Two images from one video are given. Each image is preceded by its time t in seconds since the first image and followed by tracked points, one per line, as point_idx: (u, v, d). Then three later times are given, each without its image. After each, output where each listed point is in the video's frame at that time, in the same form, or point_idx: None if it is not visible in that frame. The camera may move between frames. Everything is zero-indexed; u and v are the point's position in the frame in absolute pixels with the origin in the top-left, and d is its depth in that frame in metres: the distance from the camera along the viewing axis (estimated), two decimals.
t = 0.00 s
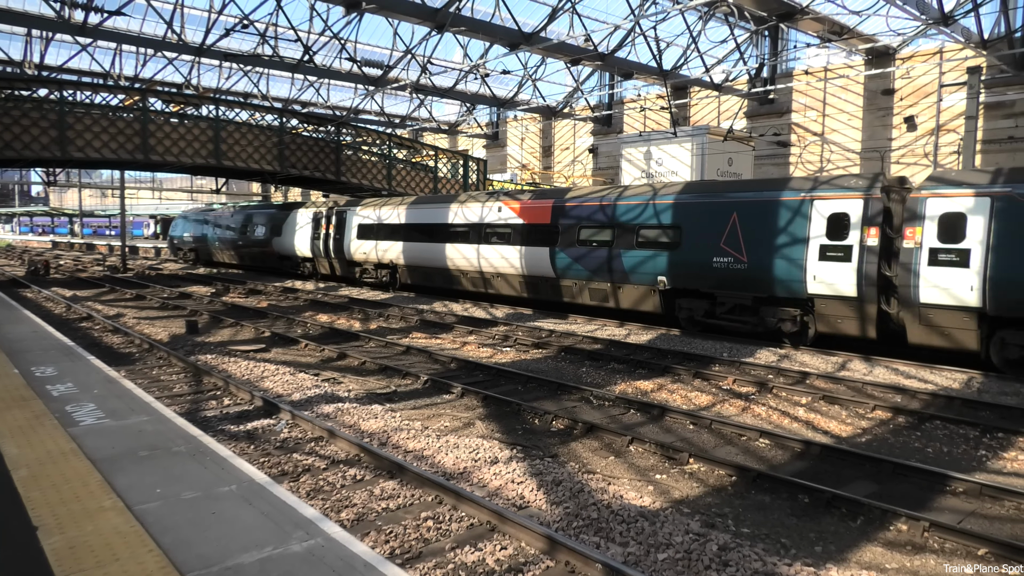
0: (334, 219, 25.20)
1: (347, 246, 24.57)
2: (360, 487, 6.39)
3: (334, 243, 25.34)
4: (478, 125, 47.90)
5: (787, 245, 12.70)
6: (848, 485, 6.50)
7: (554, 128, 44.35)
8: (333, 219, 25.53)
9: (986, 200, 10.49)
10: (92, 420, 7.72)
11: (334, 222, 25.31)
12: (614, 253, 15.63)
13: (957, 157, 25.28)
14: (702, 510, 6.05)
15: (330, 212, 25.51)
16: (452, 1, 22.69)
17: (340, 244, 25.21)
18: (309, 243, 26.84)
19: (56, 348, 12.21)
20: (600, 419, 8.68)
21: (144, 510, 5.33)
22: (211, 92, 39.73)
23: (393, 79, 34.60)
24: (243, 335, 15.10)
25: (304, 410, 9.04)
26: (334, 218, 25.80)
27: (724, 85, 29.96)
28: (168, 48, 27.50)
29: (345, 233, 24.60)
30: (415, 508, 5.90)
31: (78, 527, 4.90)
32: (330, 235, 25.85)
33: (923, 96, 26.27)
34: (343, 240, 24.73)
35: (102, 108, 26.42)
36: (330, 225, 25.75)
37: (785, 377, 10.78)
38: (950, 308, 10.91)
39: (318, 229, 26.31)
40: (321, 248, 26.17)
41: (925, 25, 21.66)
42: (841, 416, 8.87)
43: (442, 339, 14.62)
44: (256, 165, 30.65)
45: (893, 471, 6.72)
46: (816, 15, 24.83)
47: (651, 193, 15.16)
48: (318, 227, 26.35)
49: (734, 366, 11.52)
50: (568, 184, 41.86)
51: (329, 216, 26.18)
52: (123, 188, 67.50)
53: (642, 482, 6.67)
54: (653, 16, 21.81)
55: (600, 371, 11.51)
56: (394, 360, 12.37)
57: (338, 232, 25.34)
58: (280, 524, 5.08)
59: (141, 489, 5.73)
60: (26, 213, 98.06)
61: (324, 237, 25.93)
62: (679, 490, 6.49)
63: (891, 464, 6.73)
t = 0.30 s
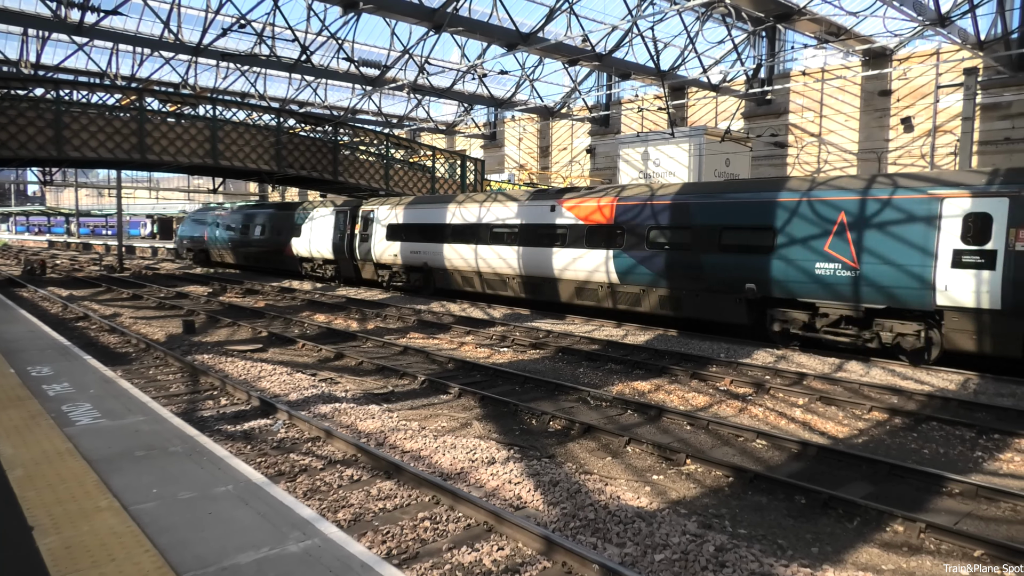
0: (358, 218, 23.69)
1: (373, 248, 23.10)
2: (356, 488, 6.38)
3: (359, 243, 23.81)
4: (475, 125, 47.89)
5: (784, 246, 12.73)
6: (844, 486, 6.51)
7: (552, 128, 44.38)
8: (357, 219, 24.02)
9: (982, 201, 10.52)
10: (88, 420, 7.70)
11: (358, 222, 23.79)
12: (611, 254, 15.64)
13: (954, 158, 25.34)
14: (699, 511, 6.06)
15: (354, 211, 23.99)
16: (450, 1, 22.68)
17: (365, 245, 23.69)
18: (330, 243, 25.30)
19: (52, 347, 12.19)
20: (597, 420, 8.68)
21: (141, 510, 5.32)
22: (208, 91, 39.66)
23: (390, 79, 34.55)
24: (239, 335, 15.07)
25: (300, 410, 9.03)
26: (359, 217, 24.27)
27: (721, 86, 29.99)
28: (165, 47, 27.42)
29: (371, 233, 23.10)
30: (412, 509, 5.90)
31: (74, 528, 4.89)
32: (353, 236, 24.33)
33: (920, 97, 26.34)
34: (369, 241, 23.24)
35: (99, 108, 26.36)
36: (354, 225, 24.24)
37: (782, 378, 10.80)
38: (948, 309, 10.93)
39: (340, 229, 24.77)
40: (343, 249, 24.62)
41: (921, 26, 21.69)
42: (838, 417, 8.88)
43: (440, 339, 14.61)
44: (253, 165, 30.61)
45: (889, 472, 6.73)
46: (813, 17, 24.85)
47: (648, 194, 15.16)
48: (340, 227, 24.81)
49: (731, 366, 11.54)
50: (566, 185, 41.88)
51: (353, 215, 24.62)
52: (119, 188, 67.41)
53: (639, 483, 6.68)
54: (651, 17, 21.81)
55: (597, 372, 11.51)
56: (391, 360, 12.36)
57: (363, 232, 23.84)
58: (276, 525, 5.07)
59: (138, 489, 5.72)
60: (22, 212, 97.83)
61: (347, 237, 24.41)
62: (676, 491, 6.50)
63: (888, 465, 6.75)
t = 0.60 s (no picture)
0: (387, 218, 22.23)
1: (404, 250, 21.62)
2: (355, 488, 6.39)
3: (388, 245, 22.35)
4: (474, 126, 47.88)
5: (784, 246, 12.74)
6: (843, 486, 6.53)
7: (550, 128, 44.40)
8: (385, 219, 22.55)
9: (980, 201, 10.53)
10: (87, 421, 7.70)
11: (387, 222, 22.33)
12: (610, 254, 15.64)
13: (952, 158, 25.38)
14: (698, 510, 6.07)
15: (382, 211, 22.53)
16: (448, 1, 22.68)
17: (394, 246, 22.22)
18: (356, 245, 23.78)
19: (50, 348, 12.19)
20: (596, 420, 8.69)
21: (139, 510, 5.32)
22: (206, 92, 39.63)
23: (389, 79, 34.54)
24: (238, 336, 15.07)
25: (299, 410, 9.03)
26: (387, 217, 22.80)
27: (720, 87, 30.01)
28: (163, 48, 27.37)
29: (401, 234, 21.66)
30: (411, 509, 5.90)
31: (73, 528, 4.89)
32: (381, 237, 22.85)
33: (919, 98, 26.39)
34: (399, 242, 21.78)
35: (97, 109, 26.33)
36: (382, 226, 22.77)
37: (781, 378, 10.81)
38: (946, 310, 10.94)
39: (367, 229, 23.27)
40: (369, 251, 23.18)
41: (920, 27, 21.71)
42: (836, 417, 8.90)
43: (438, 339, 14.62)
44: (252, 165, 30.58)
45: (887, 472, 6.74)
46: (811, 17, 24.84)
47: (647, 194, 15.18)
48: (366, 228, 23.30)
49: (729, 366, 11.55)
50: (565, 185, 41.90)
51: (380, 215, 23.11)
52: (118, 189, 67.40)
53: (638, 483, 6.69)
54: (649, 17, 21.82)
55: (596, 372, 11.52)
56: (390, 361, 12.36)
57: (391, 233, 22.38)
58: (276, 525, 5.07)
59: (136, 490, 5.72)
60: (20, 212, 97.85)
61: (374, 238, 22.92)
62: (675, 490, 6.51)
63: (886, 465, 6.75)
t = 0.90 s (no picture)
0: (424, 218, 20.80)
1: (443, 251, 20.21)
2: (355, 487, 6.39)
3: (423, 246, 21.00)
4: (474, 125, 47.88)
5: (784, 245, 12.74)
6: (842, 486, 6.53)
7: (550, 128, 44.40)
8: (420, 218, 21.17)
9: (980, 200, 10.55)
10: (87, 420, 7.69)
11: (423, 221, 20.92)
12: (610, 253, 15.62)
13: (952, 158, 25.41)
14: (697, 510, 6.07)
15: (418, 209, 21.11)
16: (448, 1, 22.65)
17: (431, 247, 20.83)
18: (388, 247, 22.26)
19: (50, 347, 12.18)
20: (595, 419, 8.69)
21: (138, 509, 5.31)
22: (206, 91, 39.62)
23: (389, 79, 34.54)
24: (238, 335, 15.07)
25: (299, 410, 9.03)
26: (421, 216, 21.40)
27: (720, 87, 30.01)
28: (162, 47, 27.34)
29: (440, 234, 20.24)
30: (411, 508, 5.90)
31: (72, 527, 4.88)
32: (416, 237, 21.39)
33: (918, 97, 26.39)
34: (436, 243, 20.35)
35: (96, 108, 26.30)
36: (417, 225, 21.33)
37: (780, 378, 10.82)
38: (946, 309, 10.94)
39: (400, 230, 21.74)
40: (402, 252, 21.76)
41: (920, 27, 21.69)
42: (836, 417, 8.90)
43: (438, 338, 14.64)
44: (251, 165, 30.57)
45: (887, 472, 6.74)
46: (811, 16, 24.81)
47: (646, 194, 15.20)
48: (399, 228, 21.80)
49: (729, 366, 11.56)
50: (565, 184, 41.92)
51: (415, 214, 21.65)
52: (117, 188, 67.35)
53: (637, 482, 6.69)
54: (649, 17, 21.81)
55: (595, 371, 11.52)
56: (389, 360, 12.37)
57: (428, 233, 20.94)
58: (275, 524, 5.06)
59: (135, 489, 5.71)
60: (20, 211, 97.86)
61: (409, 239, 21.44)
62: (674, 490, 6.51)
63: (885, 465, 6.75)
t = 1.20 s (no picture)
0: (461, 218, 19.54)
1: (485, 253, 18.78)
2: (355, 487, 6.39)
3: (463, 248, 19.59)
4: (473, 125, 47.88)
5: (784, 244, 12.74)
6: (842, 485, 6.53)
7: (550, 127, 44.40)
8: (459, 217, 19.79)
9: (979, 200, 10.57)
10: (86, 421, 7.69)
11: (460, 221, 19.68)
12: (610, 252, 15.62)
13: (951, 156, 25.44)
14: (697, 509, 6.07)
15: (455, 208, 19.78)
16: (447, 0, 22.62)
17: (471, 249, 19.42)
18: (422, 248, 21.02)
19: (49, 348, 12.17)
20: (596, 419, 8.70)
21: (138, 510, 5.32)
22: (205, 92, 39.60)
23: (388, 79, 34.53)
24: (238, 335, 15.07)
25: (299, 410, 9.03)
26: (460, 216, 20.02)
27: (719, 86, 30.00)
28: (161, 48, 27.32)
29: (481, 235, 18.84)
30: (411, 508, 5.90)
31: (72, 528, 4.88)
32: (455, 238, 20.02)
33: (917, 96, 26.41)
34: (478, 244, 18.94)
35: (95, 109, 26.29)
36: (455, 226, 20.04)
37: (780, 377, 10.83)
38: (945, 308, 10.95)
39: (437, 230, 20.47)
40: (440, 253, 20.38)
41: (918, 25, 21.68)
42: (836, 416, 8.90)
43: (438, 338, 14.64)
44: (250, 165, 30.56)
45: (887, 471, 6.74)
46: (810, 16, 24.79)
47: (645, 194, 15.18)
48: (435, 227, 20.54)
49: (729, 365, 11.56)
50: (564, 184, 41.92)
51: (451, 215, 20.45)
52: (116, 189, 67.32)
53: (637, 482, 6.69)
54: (648, 16, 21.81)
55: (595, 371, 11.52)
56: (390, 360, 12.37)
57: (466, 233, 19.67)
58: (275, 525, 5.06)
59: (135, 489, 5.71)
60: (19, 212, 97.85)
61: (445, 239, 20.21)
62: (675, 489, 6.50)
63: (886, 464, 6.75)
